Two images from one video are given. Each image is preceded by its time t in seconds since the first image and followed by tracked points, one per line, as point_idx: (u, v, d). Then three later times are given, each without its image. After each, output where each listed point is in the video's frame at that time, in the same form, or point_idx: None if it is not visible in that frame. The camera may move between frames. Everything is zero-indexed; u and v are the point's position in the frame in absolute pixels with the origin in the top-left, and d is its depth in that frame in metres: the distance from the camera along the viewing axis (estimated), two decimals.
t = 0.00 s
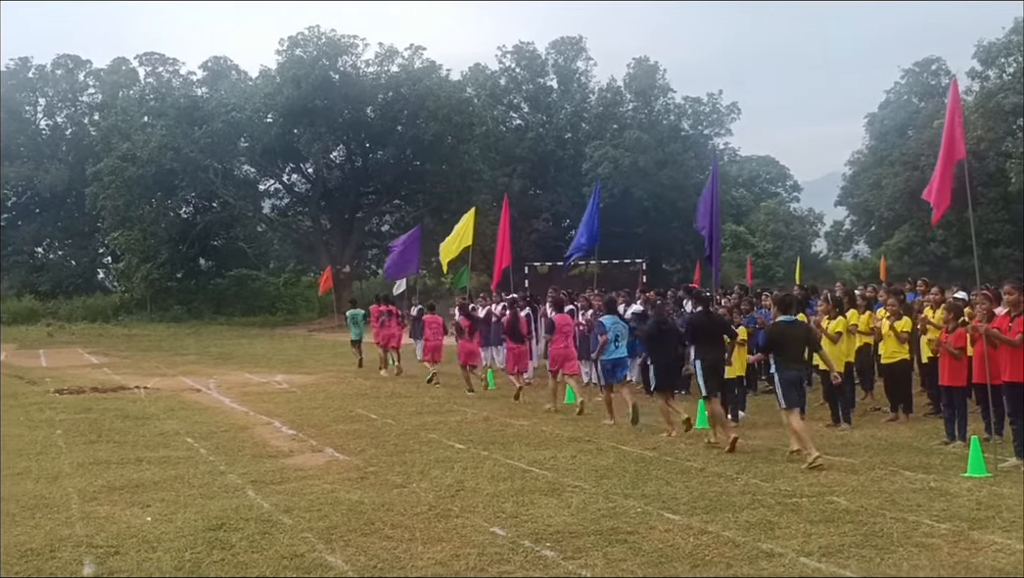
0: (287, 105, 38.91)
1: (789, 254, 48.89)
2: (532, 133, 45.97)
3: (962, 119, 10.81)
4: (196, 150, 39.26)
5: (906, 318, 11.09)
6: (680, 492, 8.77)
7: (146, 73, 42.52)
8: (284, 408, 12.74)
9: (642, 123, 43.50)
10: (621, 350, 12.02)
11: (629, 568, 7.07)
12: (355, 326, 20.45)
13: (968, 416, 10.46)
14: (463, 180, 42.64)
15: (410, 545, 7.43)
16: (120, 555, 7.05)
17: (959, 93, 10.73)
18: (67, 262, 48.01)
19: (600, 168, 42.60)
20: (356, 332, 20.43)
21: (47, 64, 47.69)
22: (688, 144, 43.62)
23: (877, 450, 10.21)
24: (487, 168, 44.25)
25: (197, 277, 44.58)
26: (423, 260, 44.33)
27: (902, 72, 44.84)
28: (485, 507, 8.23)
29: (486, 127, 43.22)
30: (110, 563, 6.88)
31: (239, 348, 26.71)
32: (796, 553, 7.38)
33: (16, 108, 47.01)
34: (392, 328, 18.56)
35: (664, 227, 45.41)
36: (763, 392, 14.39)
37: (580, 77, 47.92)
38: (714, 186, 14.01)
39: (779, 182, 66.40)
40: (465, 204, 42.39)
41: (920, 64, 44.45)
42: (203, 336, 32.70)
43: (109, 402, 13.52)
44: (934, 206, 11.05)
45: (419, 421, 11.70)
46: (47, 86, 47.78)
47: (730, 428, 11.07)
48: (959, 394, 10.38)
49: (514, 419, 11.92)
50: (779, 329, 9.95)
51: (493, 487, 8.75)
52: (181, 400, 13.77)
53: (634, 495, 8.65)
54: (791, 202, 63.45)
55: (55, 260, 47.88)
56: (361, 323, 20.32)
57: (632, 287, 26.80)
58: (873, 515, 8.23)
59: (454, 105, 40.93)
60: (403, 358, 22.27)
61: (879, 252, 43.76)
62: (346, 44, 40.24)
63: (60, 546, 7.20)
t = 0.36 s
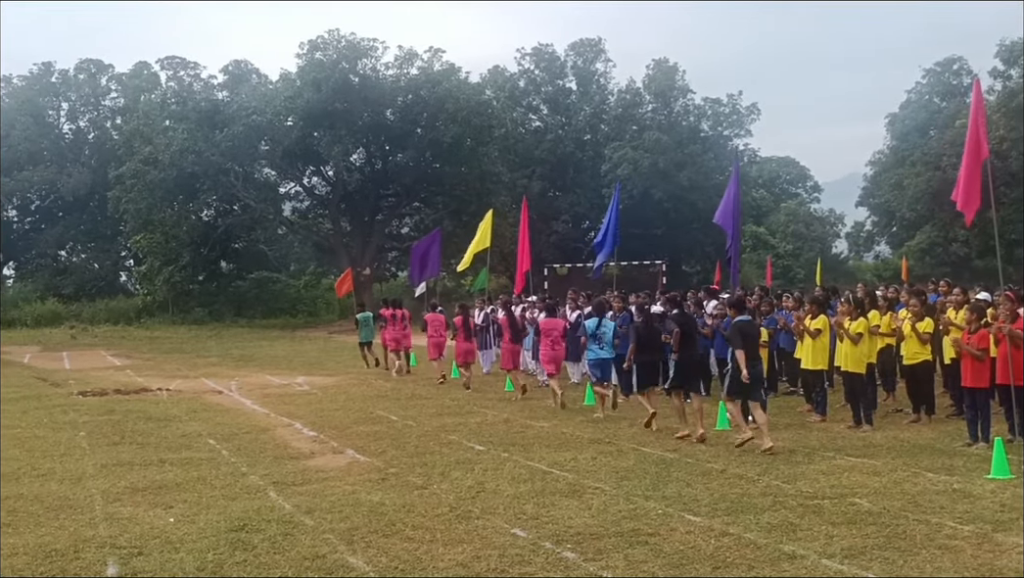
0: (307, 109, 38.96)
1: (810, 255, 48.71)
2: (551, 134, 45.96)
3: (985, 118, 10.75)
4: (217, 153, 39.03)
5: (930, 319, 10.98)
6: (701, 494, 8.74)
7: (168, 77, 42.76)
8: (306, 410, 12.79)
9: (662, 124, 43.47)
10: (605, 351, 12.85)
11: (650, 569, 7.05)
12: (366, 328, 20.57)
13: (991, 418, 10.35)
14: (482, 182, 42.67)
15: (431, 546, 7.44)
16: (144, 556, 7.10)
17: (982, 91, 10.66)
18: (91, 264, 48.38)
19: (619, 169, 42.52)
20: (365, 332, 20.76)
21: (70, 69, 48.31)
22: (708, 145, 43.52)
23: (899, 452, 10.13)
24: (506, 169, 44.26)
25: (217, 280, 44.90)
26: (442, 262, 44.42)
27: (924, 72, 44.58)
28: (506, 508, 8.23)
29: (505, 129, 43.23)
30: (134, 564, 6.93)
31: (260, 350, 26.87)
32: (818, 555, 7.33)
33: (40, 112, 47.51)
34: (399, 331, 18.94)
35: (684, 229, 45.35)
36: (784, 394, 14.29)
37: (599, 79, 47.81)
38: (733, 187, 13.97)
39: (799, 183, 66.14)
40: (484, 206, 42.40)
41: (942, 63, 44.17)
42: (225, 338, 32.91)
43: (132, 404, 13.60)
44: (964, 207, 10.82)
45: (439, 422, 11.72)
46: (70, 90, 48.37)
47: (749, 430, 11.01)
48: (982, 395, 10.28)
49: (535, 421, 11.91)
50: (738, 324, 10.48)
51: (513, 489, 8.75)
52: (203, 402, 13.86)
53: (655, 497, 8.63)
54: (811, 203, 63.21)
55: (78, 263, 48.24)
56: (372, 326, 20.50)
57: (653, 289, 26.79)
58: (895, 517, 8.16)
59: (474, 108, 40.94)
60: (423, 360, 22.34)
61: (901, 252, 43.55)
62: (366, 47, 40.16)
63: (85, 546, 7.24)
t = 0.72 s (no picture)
0: (323, 110, 38.88)
1: (826, 255, 48.60)
2: (567, 134, 45.91)
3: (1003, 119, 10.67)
4: (234, 154, 39.35)
5: (947, 319, 10.88)
6: (718, 495, 8.71)
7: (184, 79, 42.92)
8: (322, 410, 12.82)
9: (678, 124, 43.46)
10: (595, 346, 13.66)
11: (666, 570, 7.04)
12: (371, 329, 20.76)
13: (1009, 419, 10.27)
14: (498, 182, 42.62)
15: (448, 546, 7.44)
16: (160, 556, 7.12)
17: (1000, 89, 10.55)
18: (108, 265, 48.20)
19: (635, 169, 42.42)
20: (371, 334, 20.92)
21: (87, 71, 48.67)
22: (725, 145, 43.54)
23: (916, 453, 10.07)
24: (522, 170, 44.25)
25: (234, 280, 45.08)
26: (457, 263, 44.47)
27: (941, 71, 44.34)
28: (522, 509, 8.22)
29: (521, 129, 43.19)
30: (151, 564, 6.95)
31: (276, 351, 26.94)
32: (836, 557, 7.30)
33: (57, 113, 48.04)
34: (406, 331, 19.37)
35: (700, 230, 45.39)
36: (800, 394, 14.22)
37: (614, 79, 47.67)
38: (750, 187, 13.93)
39: (816, 183, 65.91)
40: (499, 206, 42.42)
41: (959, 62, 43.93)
42: (242, 338, 33.00)
43: (147, 405, 13.65)
44: (982, 206, 10.67)
45: (454, 424, 11.72)
46: (88, 92, 48.80)
47: (764, 432, 10.95)
48: (999, 397, 10.20)
49: (551, 421, 11.90)
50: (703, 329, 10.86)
51: (529, 490, 8.74)
52: (219, 402, 13.92)
53: (671, 498, 8.60)
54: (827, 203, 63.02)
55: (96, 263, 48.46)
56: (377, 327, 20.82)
57: (668, 289, 26.76)
58: (912, 519, 8.10)
59: (489, 108, 40.90)
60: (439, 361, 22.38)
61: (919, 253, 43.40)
62: (381, 48, 40.27)
63: (102, 547, 7.25)
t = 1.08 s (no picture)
0: (350, 109, 39.04)
1: (855, 253, 48.29)
2: (593, 133, 45.79)
3: None
4: (261, 153, 39.63)
5: (978, 317, 10.80)
6: (747, 494, 8.65)
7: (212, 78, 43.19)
8: (349, 408, 12.86)
9: (704, 121, 42.99)
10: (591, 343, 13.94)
11: (696, 569, 7.00)
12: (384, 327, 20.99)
13: None
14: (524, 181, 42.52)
15: (476, 544, 7.44)
16: (191, 552, 7.13)
17: None
18: (136, 263, 48.80)
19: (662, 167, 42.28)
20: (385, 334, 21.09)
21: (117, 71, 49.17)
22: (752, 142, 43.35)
23: (947, 452, 9.95)
24: (548, 168, 44.13)
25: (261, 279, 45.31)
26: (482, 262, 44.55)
27: (971, 67, 43.81)
28: (550, 507, 8.20)
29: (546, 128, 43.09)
30: (181, 560, 6.98)
31: (303, 349, 27.09)
32: (868, 557, 7.23)
33: (87, 113, 48.66)
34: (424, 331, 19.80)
35: (728, 227, 45.33)
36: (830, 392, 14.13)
37: (641, 77, 47.58)
38: (780, 184, 13.91)
39: (844, 180, 65.39)
40: (526, 205, 42.35)
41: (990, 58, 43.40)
42: (270, 336, 33.14)
43: (178, 402, 13.73)
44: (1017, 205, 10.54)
45: (481, 421, 11.72)
46: (117, 92, 49.37)
47: (793, 430, 10.87)
48: None
49: (577, 419, 11.89)
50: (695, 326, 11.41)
51: (557, 488, 8.72)
52: (247, 399, 14.00)
53: (700, 497, 8.56)
54: (855, 200, 62.56)
55: (125, 262, 48.87)
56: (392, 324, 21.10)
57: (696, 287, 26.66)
58: (945, 519, 8.01)
59: (515, 106, 40.83)
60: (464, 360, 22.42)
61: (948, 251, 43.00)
62: (408, 47, 40.26)
63: (134, 543, 7.28)
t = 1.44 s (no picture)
0: (392, 110, 39.25)
1: (901, 251, 47.74)
2: (634, 131, 45.46)
3: None
4: (304, 155, 40.03)
5: None
6: (794, 495, 8.57)
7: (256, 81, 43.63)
8: (392, 407, 12.94)
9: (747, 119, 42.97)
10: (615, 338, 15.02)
11: (742, 570, 6.95)
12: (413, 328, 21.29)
13: None
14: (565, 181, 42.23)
15: (521, 544, 7.44)
16: (240, 550, 7.16)
17: None
18: (182, 265, 49.45)
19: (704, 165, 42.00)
20: (412, 335, 21.37)
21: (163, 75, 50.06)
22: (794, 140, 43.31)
23: (999, 452, 9.77)
24: (589, 166, 43.92)
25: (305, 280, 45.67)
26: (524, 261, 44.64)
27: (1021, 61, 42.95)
28: (595, 507, 8.19)
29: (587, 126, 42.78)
30: (230, 558, 6.99)
31: (347, 349, 27.29)
32: (918, 558, 7.12)
33: (133, 117, 49.62)
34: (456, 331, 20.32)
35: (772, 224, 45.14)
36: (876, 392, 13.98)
37: (683, 75, 47.19)
38: (827, 183, 13.85)
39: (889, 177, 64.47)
40: (566, 204, 42.14)
41: None
42: (313, 336, 33.41)
43: (224, 402, 13.88)
44: None
45: (524, 421, 11.74)
46: (162, 95, 50.11)
47: (841, 430, 10.76)
48: None
49: (621, 419, 11.86)
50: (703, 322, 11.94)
51: (601, 488, 8.70)
52: (292, 399, 14.13)
53: (747, 497, 8.49)
54: (901, 197, 61.68)
55: (172, 264, 49.58)
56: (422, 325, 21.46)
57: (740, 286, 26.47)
58: (998, 520, 7.85)
59: (555, 105, 40.55)
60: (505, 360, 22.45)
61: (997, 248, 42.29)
62: (449, 48, 40.24)
63: (183, 541, 7.32)
